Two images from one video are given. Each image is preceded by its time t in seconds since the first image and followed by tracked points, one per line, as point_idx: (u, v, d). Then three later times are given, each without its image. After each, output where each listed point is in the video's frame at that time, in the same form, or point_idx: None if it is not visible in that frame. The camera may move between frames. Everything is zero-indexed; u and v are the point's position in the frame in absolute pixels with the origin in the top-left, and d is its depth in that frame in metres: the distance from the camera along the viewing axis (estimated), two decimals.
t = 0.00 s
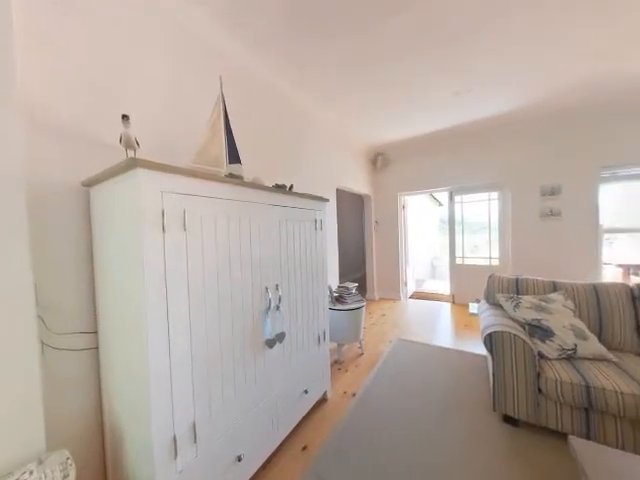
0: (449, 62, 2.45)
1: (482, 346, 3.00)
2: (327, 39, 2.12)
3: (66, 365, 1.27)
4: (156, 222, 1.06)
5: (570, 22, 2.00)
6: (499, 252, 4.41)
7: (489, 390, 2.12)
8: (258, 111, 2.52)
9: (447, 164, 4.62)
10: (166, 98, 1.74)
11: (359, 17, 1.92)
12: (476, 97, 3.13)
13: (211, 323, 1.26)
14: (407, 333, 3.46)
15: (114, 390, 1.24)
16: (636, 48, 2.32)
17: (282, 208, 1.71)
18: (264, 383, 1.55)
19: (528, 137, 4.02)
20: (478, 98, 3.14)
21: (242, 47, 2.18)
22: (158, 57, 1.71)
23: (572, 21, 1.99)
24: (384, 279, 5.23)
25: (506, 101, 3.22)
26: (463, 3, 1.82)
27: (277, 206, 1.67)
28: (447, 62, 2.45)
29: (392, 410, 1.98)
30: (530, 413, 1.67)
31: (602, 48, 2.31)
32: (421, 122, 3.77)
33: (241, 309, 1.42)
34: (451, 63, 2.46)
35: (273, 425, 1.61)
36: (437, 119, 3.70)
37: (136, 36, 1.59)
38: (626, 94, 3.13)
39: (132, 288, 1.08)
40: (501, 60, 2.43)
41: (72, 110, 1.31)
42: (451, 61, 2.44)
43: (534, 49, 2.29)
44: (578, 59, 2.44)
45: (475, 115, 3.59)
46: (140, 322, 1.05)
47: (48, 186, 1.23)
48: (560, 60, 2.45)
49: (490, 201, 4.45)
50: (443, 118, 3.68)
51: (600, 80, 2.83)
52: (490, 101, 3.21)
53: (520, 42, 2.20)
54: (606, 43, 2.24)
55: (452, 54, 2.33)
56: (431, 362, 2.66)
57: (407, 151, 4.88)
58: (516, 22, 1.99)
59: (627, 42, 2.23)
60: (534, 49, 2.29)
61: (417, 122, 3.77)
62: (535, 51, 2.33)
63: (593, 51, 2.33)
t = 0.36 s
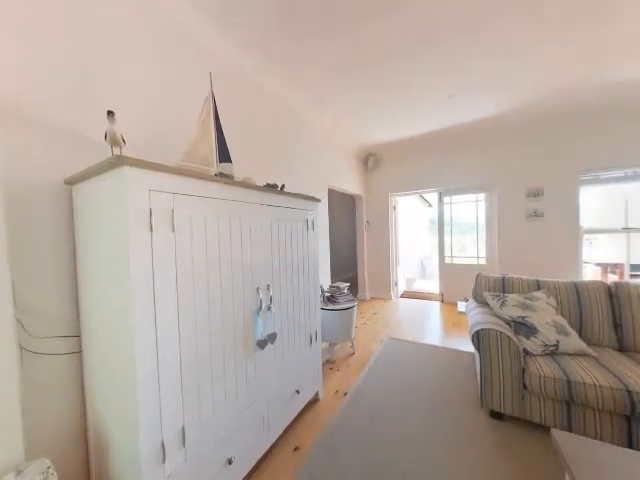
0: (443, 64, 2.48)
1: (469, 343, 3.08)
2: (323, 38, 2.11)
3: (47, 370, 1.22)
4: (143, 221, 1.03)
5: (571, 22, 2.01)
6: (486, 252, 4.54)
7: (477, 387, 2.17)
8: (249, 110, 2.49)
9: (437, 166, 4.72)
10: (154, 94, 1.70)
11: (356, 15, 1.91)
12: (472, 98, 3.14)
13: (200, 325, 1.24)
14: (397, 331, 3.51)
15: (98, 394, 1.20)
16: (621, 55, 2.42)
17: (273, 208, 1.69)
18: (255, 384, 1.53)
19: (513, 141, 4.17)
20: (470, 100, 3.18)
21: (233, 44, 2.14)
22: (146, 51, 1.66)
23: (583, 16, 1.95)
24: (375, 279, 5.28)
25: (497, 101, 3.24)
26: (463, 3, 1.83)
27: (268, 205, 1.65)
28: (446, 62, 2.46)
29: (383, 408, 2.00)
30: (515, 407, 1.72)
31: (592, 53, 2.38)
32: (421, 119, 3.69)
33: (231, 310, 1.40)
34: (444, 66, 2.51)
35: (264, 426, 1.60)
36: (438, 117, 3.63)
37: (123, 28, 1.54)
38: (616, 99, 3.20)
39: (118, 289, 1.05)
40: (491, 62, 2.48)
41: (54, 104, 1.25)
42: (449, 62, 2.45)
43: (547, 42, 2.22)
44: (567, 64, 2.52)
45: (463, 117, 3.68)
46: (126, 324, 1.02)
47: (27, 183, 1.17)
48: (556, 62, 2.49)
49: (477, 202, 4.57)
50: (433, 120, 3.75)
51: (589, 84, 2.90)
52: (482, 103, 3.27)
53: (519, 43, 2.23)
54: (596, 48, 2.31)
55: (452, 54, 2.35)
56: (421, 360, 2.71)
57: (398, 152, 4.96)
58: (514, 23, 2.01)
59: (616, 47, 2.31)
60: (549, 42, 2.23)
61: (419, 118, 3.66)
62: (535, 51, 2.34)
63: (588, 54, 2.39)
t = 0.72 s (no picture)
0: (433, 66, 2.52)
1: (457, 340, 3.16)
2: (315, 38, 2.11)
3: (26, 375, 1.17)
4: (130, 220, 1.00)
5: (573, 21, 2.00)
6: (474, 252, 4.65)
7: (465, 383, 2.22)
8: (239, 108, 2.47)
9: (426, 167, 4.80)
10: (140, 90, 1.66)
11: (350, 15, 1.91)
12: (460, 101, 3.21)
13: (189, 326, 1.22)
14: (387, 330, 3.55)
15: (82, 399, 1.16)
16: (605, 62, 2.50)
17: (264, 208, 1.68)
18: (246, 386, 1.51)
19: (501, 143, 4.29)
20: (457, 103, 3.26)
21: (224, 42, 2.11)
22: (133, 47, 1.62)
23: (588, 15, 1.94)
24: (367, 279, 5.33)
25: (486, 104, 3.30)
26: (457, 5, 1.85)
27: (260, 205, 1.64)
28: (443, 63, 2.47)
29: (374, 406, 2.02)
30: (501, 402, 1.77)
31: (577, 60, 2.47)
32: (411, 123, 3.81)
33: (222, 311, 1.38)
34: (437, 67, 2.53)
35: (255, 428, 1.58)
36: (423, 122, 3.80)
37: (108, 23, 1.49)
38: (597, 104, 3.34)
39: (102, 290, 1.02)
40: (481, 65, 2.51)
41: (34, 98, 1.20)
42: (447, 62, 2.46)
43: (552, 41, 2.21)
44: (553, 69, 2.60)
45: (452, 120, 3.76)
46: (112, 327, 0.99)
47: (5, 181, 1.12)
48: (544, 66, 2.56)
49: (465, 203, 4.67)
50: (423, 122, 3.81)
51: (574, 90, 2.99)
52: (471, 105, 3.33)
53: (514, 45, 2.25)
54: (580, 55, 2.39)
55: (451, 54, 2.35)
56: (411, 358, 2.75)
57: (389, 154, 5.03)
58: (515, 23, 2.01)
59: (600, 54, 2.39)
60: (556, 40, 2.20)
61: (407, 122, 3.79)
62: (527, 55, 2.39)
63: (573, 60, 2.46)
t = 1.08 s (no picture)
0: (424, 67, 2.55)
1: (446, 339, 3.22)
2: (308, 38, 2.11)
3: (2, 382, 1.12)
4: (116, 219, 0.97)
5: (572, 20, 2.03)
6: (462, 251, 4.76)
7: (454, 380, 2.28)
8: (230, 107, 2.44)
9: (416, 168, 4.89)
10: (127, 86, 1.61)
11: (344, 15, 1.92)
12: (448, 103, 3.29)
13: (178, 328, 1.19)
14: (378, 329, 3.59)
15: (64, 406, 1.12)
16: (591, 66, 2.60)
17: (256, 207, 1.67)
18: (236, 388, 1.50)
19: (488, 145, 4.41)
20: (445, 105, 3.34)
21: (214, 38, 2.08)
22: (119, 41, 1.57)
23: (587, 14, 1.96)
24: (358, 278, 5.37)
25: (475, 106, 3.37)
26: (451, 6, 1.88)
27: (251, 205, 1.63)
28: (440, 63, 2.49)
29: (366, 405, 2.04)
30: (488, 398, 1.82)
31: (562, 63, 2.55)
32: (415, 120, 3.75)
33: (212, 312, 1.36)
34: (432, 67, 2.56)
35: (246, 430, 1.56)
36: (428, 119, 3.75)
37: (93, 15, 1.45)
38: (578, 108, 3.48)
39: (86, 292, 0.98)
40: (473, 66, 2.57)
41: (11, 92, 1.15)
42: (445, 62, 2.48)
43: (555, 37, 2.20)
44: (538, 73, 2.69)
45: (441, 122, 3.83)
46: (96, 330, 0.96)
47: None
48: (530, 70, 2.64)
49: (454, 204, 4.78)
50: (413, 123, 3.87)
51: (559, 92, 3.10)
52: (460, 107, 3.39)
53: (507, 46, 2.30)
54: (565, 59, 2.48)
55: (447, 54, 2.38)
56: (401, 356, 2.79)
57: (380, 155, 5.10)
58: (514, 21, 2.02)
59: (585, 58, 2.48)
60: (564, 35, 2.18)
61: (412, 119, 3.73)
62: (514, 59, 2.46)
63: (559, 63, 2.55)
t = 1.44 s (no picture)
0: (410, 71, 2.60)
1: (436, 337, 3.28)
2: (299, 37, 2.10)
3: None
4: (100, 218, 0.94)
5: (561, 29, 2.09)
6: (451, 251, 4.86)
7: (442, 377, 2.32)
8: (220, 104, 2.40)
9: (406, 170, 4.96)
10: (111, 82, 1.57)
11: (331, 17, 1.93)
12: (437, 107, 3.36)
13: (166, 330, 1.16)
14: (370, 329, 3.62)
15: (45, 412, 1.07)
16: (568, 75, 2.72)
17: (247, 207, 1.65)
18: (227, 390, 1.48)
19: (476, 148, 4.52)
20: (433, 109, 3.42)
21: (202, 35, 2.05)
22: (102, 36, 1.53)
23: (586, 15, 1.95)
24: (349, 278, 5.40)
25: (463, 110, 3.45)
26: (435, 13, 1.92)
27: (242, 204, 1.61)
28: (429, 67, 2.54)
29: (357, 404, 2.05)
30: (475, 394, 1.87)
31: (545, 71, 2.64)
32: (416, 120, 3.73)
33: (202, 313, 1.34)
34: (422, 71, 2.60)
35: (237, 432, 1.55)
36: (429, 119, 3.72)
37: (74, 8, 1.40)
38: (560, 114, 3.62)
39: (69, 294, 0.94)
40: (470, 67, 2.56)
41: None
42: (434, 66, 2.52)
43: (540, 45, 2.27)
44: (524, 79, 2.77)
45: (430, 125, 3.91)
46: (80, 332, 0.92)
47: None
48: (516, 76, 2.72)
49: (444, 205, 4.88)
50: (404, 125, 3.92)
51: (543, 97, 3.21)
52: (448, 111, 3.48)
53: (500, 51, 2.34)
54: (548, 66, 2.56)
55: (437, 58, 2.42)
56: (392, 355, 2.83)
57: (371, 156, 5.15)
58: (514, 21, 2.00)
59: (562, 67, 2.58)
60: (567, 34, 2.14)
61: (411, 119, 3.71)
62: (499, 65, 2.54)
63: (550, 68, 2.60)
